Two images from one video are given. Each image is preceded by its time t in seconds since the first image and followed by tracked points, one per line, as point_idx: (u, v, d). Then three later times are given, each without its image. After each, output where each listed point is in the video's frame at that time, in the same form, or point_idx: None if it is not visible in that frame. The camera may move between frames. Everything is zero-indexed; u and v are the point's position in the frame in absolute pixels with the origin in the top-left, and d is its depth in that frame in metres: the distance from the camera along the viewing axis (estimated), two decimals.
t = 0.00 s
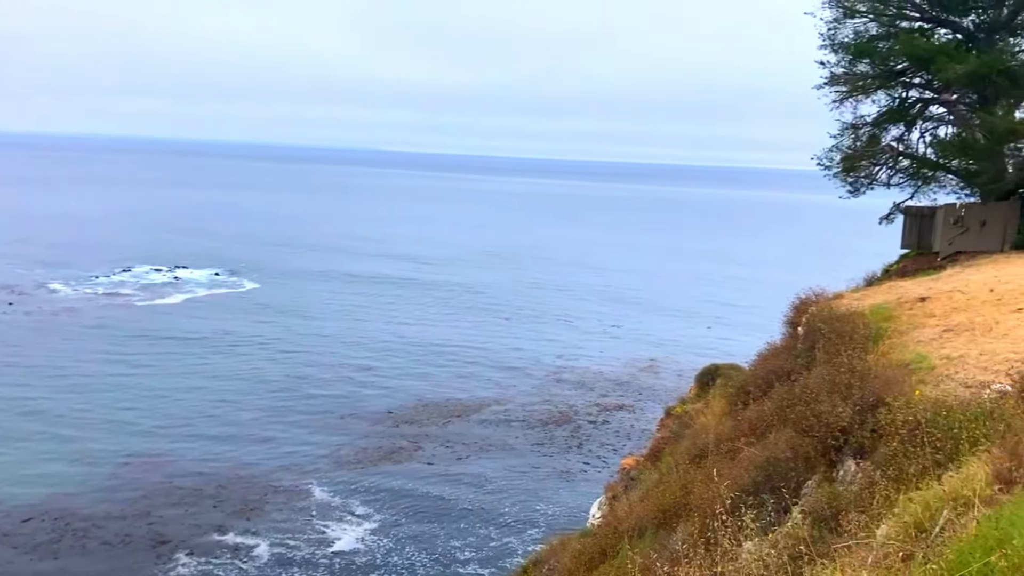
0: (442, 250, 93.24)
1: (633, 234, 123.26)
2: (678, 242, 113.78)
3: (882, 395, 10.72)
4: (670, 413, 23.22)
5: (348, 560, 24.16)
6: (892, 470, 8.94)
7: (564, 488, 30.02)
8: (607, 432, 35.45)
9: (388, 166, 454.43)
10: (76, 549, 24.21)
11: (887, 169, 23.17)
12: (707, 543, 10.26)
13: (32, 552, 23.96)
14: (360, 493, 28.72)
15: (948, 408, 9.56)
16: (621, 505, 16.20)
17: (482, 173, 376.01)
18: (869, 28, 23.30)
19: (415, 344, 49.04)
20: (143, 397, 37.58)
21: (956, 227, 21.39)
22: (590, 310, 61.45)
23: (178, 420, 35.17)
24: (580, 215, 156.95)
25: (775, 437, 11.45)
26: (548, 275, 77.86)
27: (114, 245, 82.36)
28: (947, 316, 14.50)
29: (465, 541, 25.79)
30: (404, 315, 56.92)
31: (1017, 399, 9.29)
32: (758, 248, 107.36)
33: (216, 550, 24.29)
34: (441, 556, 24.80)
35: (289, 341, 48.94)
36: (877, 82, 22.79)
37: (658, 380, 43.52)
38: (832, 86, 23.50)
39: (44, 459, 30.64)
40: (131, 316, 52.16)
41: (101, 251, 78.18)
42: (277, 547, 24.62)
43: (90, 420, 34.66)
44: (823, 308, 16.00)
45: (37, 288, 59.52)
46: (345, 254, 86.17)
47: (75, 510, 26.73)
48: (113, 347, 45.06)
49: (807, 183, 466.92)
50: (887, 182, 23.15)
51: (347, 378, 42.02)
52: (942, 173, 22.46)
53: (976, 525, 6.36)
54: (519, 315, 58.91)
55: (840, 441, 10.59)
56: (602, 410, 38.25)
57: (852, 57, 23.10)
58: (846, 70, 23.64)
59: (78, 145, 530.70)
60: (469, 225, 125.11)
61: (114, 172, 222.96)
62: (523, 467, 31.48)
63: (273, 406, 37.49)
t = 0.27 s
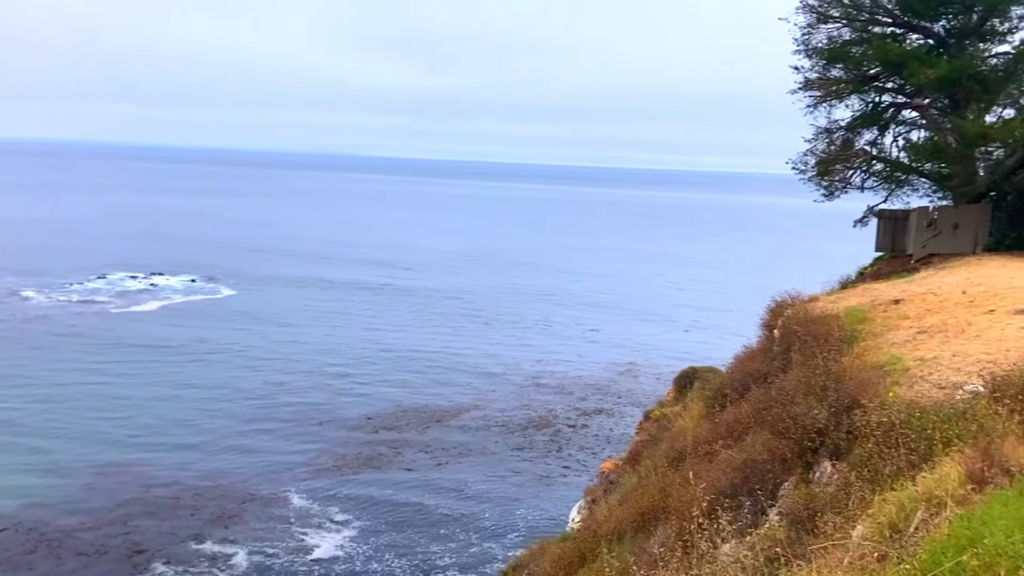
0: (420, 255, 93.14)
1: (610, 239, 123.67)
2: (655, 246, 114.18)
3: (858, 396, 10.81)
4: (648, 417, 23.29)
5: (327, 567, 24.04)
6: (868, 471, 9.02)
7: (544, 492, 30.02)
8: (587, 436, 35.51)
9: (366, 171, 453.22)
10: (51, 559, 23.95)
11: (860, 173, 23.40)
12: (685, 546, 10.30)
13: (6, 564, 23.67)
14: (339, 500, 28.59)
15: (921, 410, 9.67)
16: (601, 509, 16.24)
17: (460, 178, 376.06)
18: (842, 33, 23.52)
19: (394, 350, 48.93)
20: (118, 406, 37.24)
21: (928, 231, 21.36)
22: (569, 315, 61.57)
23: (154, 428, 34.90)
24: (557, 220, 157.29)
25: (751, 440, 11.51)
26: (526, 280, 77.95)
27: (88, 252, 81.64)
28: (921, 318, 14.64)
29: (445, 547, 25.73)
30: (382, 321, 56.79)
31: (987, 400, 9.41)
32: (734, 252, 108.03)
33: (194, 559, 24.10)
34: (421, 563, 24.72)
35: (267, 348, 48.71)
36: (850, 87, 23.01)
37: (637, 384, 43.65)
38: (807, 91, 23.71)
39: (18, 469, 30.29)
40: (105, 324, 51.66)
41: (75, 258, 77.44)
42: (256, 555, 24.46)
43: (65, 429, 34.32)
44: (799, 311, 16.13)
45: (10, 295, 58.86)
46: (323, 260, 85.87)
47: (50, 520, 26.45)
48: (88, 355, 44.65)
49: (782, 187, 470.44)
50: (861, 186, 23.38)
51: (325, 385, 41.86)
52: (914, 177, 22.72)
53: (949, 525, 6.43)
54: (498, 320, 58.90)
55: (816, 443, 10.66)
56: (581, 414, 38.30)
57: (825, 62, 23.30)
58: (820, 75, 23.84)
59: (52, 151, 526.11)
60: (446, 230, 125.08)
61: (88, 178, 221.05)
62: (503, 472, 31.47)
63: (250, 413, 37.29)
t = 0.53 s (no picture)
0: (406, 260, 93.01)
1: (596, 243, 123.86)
2: (641, 250, 114.37)
3: (841, 398, 10.87)
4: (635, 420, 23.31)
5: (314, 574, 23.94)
6: (851, 472, 9.06)
7: (531, 497, 30.00)
8: (574, 440, 35.51)
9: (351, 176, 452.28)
10: (34, 569, 23.75)
11: (843, 176, 23.51)
12: (671, 549, 10.32)
13: None
14: (325, 507, 28.48)
15: (904, 411, 9.73)
16: (588, 513, 16.24)
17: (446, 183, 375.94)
18: (824, 37, 23.69)
19: (380, 355, 48.82)
20: (102, 414, 37.00)
21: (912, 232, 21.66)
22: (555, 319, 61.59)
23: (138, 436, 34.67)
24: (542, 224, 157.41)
25: (737, 442, 11.55)
26: (512, 285, 77.98)
27: (71, 259, 81.09)
28: (905, 320, 14.73)
29: (432, 552, 25.66)
30: (368, 327, 56.64)
31: (970, 400, 9.47)
32: (719, 255, 108.35)
33: (179, 567, 23.95)
34: (408, 568, 24.64)
35: (252, 355, 48.51)
36: (832, 90, 23.15)
37: (623, 388, 43.69)
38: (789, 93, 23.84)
39: (1, 478, 30.06)
40: (88, 331, 51.32)
41: (58, 265, 76.90)
42: (242, 563, 24.33)
43: (47, 438, 34.04)
44: (784, 313, 16.20)
45: None
46: (307, 266, 85.60)
47: (33, 529, 26.24)
48: (70, 363, 44.32)
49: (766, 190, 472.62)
50: (844, 189, 23.49)
51: (310, 392, 41.70)
52: (897, 179, 22.85)
53: (931, 526, 6.47)
54: (484, 325, 58.86)
55: (801, 444, 10.70)
56: (568, 418, 38.30)
57: (808, 66, 23.44)
58: (803, 78, 23.97)
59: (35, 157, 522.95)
60: (432, 235, 124.93)
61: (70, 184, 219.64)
62: (490, 476, 31.42)
63: (235, 421, 37.10)
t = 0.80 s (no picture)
0: (401, 265, 92.99)
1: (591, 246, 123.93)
2: (636, 254, 114.40)
3: (836, 400, 10.90)
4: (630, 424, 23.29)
5: None
6: (846, 474, 9.08)
7: (528, 501, 29.97)
8: (570, 444, 35.49)
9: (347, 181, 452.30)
10: None
11: (838, 179, 23.56)
12: (667, 551, 10.32)
13: None
14: (322, 512, 28.43)
15: (899, 412, 9.75)
16: (583, 517, 16.23)
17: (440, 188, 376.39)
18: (818, 40, 23.86)
19: (375, 361, 48.79)
20: (97, 420, 36.93)
21: (905, 234, 21.62)
22: (550, 323, 61.60)
23: (133, 443, 34.60)
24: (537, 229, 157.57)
25: (732, 445, 11.57)
26: (507, 289, 78.00)
27: (65, 264, 80.97)
28: (899, 321, 14.78)
29: (429, 557, 25.62)
30: (363, 331, 56.61)
31: (964, 402, 9.49)
32: (713, 258, 108.51)
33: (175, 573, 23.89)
34: (404, 573, 24.59)
35: (247, 360, 48.44)
36: (826, 93, 23.25)
37: (619, 391, 43.68)
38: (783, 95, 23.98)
39: None
40: (83, 337, 51.24)
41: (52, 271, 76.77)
42: (238, 569, 24.26)
43: (42, 445, 33.97)
44: (778, 315, 16.24)
45: None
46: (302, 271, 85.53)
47: (28, 536, 26.18)
48: (65, 370, 44.24)
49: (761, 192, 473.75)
50: (838, 191, 23.54)
51: (305, 397, 41.66)
52: (891, 181, 22.90)
53: (925, 526, 6.49)
54: (479, 329, 58.84)
55: (796, 447, 10.71)
56: (564, 422, 38.29)
57: (801, 68, 23.54)
58: (797, 81, 24.07)
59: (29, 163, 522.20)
60: (427, 240, 124.93)
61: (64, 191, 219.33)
62: (486, 481, 31.40)
63: (230, 427, 37.05)
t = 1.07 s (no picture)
0: (404, 270, 93.05)
1: (594, 251, 123.86)
2: (638, 258, 114.39)
3: (839, 404, 10.91)
4: (634, 429, 23.28)
5: None
6: (849, 478, 9.08)
7: (532, 506, 29.94)
8: (573, 449, 35.45)
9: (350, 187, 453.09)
10: None
11: (840, 183, 23.58)
12: (671, 556, 10.31)
13: None
14: (326, 517, 28.45)
15: (902, 416, 9.74)
16: (587, 521, 16.23)
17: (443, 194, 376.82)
18: (820, 44, 23.90)
19: (378, 366, 48.83)
20: (102, 427, 37.03)
21: (908, 237, 21.80)
22: (553, 328, 61.58)
23: (137, 449, 34.69)
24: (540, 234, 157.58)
25: (736, 449, 11.57)
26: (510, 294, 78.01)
27: (70, 271, 81.21)
28: (902, 325, 14.77)
29: (433, 562, 25.61)
30: (366, 337, 56.66)
31: (967, 406, 9.47)
32: (716, 262, 108.39)
33: None
34: None
35: (250, 367, 48.53)
36: (828, 97, 23.26)
37: (622, 396, 43.65)
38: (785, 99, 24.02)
39: None
40: (87, 343, 51.39)
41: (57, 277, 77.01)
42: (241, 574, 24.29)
43: (47, 451, 34.08)
44: (781, 319, 16.24)
45: None
46: (306, 277, 85.65)
47: (32, 543, 26.28)
48: (69, 376, 44.37)
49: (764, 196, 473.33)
50: (840, 195, 23.56)
51: (309, 403, 41.71)
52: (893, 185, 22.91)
53: (927, 530, 6.48)
54: (482, 335, 58.86)
55: (799, 451, 10.71)
56: (568, 427, 38.26)
57: (803, 73, 23.55)
58: (798, 85, 24.09)
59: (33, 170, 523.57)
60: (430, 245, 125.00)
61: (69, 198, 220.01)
62: (490, 486, 31.39)
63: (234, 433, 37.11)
